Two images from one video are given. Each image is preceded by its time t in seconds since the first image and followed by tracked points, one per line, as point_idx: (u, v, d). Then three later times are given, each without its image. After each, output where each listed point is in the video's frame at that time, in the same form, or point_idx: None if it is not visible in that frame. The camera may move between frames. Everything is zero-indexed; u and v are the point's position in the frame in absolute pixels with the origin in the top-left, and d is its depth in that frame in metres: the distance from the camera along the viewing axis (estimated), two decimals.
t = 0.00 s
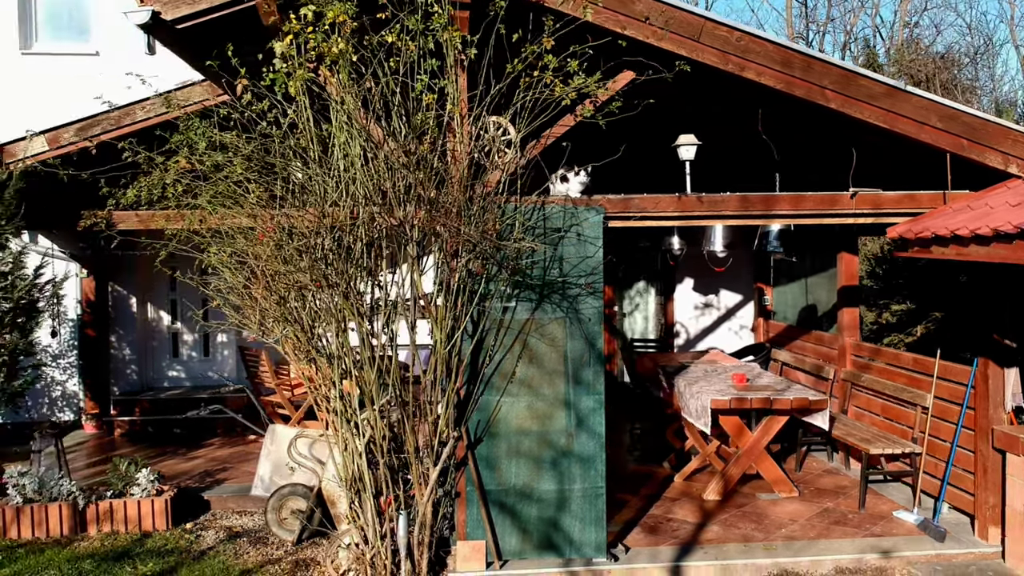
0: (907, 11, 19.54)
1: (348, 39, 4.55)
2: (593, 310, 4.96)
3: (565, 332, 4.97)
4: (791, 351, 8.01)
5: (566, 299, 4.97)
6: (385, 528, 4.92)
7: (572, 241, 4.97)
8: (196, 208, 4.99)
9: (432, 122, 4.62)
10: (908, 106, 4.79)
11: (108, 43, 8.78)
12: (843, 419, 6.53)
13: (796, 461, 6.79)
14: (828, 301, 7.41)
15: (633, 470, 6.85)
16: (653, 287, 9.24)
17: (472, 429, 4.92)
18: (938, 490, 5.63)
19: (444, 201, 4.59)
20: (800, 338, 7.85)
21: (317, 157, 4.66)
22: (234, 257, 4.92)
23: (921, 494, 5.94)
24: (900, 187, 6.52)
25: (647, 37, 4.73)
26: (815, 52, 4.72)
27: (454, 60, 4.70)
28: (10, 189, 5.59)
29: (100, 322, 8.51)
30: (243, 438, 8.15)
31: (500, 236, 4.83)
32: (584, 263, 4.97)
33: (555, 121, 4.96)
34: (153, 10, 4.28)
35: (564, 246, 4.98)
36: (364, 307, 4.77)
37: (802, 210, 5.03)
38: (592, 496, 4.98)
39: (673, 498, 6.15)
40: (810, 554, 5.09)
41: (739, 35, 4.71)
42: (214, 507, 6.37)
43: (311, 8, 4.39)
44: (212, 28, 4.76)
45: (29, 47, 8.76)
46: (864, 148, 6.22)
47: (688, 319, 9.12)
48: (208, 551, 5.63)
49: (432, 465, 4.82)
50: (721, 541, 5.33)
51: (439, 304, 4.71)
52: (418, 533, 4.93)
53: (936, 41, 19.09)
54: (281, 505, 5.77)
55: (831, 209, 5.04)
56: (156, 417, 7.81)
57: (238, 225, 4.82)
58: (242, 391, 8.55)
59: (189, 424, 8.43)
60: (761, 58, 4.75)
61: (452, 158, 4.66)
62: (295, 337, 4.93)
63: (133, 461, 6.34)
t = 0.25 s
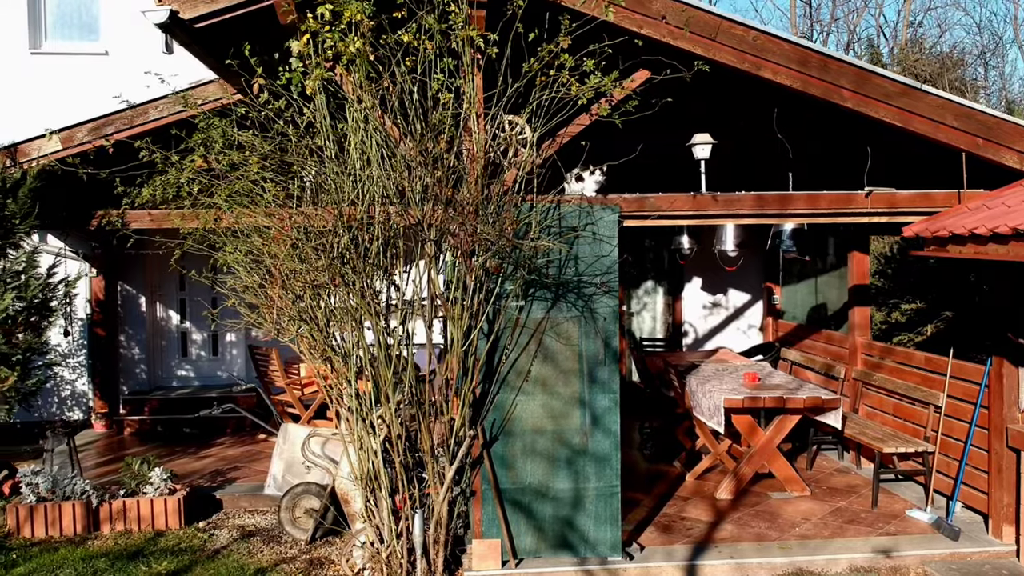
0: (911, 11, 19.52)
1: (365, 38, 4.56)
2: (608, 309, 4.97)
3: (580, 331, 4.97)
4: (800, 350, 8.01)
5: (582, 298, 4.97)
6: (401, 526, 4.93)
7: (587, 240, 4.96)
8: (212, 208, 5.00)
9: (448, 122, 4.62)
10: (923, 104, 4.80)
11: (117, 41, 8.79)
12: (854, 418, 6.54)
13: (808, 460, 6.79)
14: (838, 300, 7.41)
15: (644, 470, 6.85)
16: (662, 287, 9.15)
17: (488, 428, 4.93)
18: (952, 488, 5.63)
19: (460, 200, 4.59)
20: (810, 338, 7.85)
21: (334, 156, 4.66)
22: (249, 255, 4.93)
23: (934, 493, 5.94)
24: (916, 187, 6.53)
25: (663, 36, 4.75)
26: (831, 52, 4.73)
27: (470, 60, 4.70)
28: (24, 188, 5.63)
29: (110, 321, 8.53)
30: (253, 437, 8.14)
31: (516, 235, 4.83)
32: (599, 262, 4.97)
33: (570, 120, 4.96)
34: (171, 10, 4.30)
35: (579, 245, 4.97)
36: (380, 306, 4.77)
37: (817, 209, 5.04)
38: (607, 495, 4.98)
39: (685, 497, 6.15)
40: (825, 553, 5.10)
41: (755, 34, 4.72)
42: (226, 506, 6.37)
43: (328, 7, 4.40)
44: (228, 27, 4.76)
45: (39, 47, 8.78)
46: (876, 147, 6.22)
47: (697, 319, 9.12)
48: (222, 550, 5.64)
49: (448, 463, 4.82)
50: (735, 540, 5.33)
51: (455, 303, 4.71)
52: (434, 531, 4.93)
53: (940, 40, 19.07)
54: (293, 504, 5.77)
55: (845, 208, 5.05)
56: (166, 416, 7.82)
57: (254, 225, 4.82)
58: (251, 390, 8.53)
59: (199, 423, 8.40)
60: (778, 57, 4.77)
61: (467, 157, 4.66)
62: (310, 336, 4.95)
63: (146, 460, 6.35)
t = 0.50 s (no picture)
0: (915, 10, 19.51)
1: (383, 36, 4.56)
2: (625, 307, 4.96)
3: (597, 329, 4.97)
4: (811, 349, 8.02)
5: (598, 296, 4.96)
6: (418, 524, 4.94)
7: (604, 238, 4.96)
8: (230, 206, 5.01)
9: (466, 120, 4.62)
10: (941, 103, 4.83)
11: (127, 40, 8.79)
12: (867, 417, 6.54)
13: (820, 459, 6.79)
14: (849, 299, 7.42)
15: (656, 468, 6.86)
16: (670, 285, 9.19)
17: (505, 426, 4.93)
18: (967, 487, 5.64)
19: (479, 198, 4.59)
20: (821, 336, 7.85)
21: (352, 154, 4.66)
22: (266, 253, 4.94)
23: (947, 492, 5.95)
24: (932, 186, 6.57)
25: (681, 35, 4.77)
26: (849, 50, 4.77)
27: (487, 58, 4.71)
28: (40, 186, 5.64)
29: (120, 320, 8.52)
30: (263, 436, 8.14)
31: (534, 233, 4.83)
32: (616, 260, 4.96)
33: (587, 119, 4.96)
34: (191, 8, 4.29)
35: (596, 243, 4.96)
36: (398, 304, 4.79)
37: (834, 208, 5.05)
38: (624, 493, 4.99)
39: (699, 495, 6.16)
40: (841, 551, 5.10)
41: (773, 33, 4.75)
42: (239, 505, 6.37)
43: (346, 6, 4.41)
44: (245, 26, 4.77)
45: (49, 46, 8.79)
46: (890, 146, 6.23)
47: (706, 318, 9.12)
48: (237, 548, 5.64)
49: (466, 461, 4.82)
50: (750, 538, 5.34)
51: (472, 301, 4.71)
52: (451, 529, 4.94)
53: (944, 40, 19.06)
54: (308, 503, 5.77)
55: (862, 206, 5.06)
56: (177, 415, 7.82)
57: (272, 223, 4.83)
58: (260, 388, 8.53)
59: (209, 422, 8.40)
60: (796, 55, 4.81)
61: (484, 156, 4.66)
62: (327, 334, 4.95)
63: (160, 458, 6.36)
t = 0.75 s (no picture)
0: (918, 11, 19.53)
1: (400, 34, 4.57)
2: (639, 306, 4.96)
3: (612, 327, 4.97)
4: (820, 348, 8.02)
5: (613, 294, 4.96)
6: (433, 522, 4.94)
7: (618, 236, 4.95)
8: (246, 205, 5.02)
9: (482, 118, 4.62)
10: (956, 101, 4.88)
11: (137, 37, 8.79)
12: (878, 415, 6.55)
13: (831, 458, 6.79)
14: (859, 298, 7.42)
15: (667, 467, 6.86)
16: (678, 285, 9.31)
17: (520, 425, 4.93)
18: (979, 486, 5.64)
19: (494, 196, 4.59)
20: (830, 336, 7.85)
21: (367, 153, 4.66)
22: (281, 252, 4.95)
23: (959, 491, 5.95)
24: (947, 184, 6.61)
25: (697, 33, 4.90)
26: (865, 49, 4.85)
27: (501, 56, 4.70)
28: (53, 184, 5.65)
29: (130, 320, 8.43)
30: (273, 434, 8.14)
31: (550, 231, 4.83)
32: (631, 259, 4.95)
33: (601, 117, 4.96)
34: (211, 6, 4.33)
35: (611, 241, 4.96)
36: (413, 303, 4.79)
37: (848, 206, 5.05)
38: (638, 491, 4.99)
39: (711, 494, 6.16)
40: (855, 549, 5.10)
41: (789, 31, 4.86)
42: (251, 503, 6.37)
43: (362, 4, 4.41)
44: (262, 23, 4.77)
45: (58, 45, 8.77)
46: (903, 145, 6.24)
47: (713, 317, 9.12)
48: (250, 547, 5.64)
49: (481, 459, 4.83)
50: (764, 537, 5.34)
51: (488, 299, 4.71)
52: (466, 527, 4.94)
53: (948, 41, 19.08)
54: (321, 501, 5.77)
55: (876, 204, 5.07)
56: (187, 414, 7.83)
57: (288, 222, 4.84)
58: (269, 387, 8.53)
59: (218, 421, 8.38)
60: (812, 53, 4.89)
61: (499, 154, 4.65)
62: (342, 332, 4.95)
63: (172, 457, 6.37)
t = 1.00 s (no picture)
0: (923, 10, 19.52)
1: (418, 33, 4.57)
2: (656, 304, 4.96)
3: (628, 325, 4.97)
4: (831, 346, 8.03)
5: (630, 292, 4.96)
6: (450, 521, 4.94)
7: (635, 235, 4.95)
8: (264, 203, 5.04)
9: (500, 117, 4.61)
10: (974, 99, 4.93)
11: (148, 36, 8.80)
12: (890, 414, 6.55)
13: (843, 456, 6.80)
14: (870, 297, 7.43)
15: (679, 466, 6.86)
16: (687, 284, 9.27)
17: (537, 423, 4.93)
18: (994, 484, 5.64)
19: (512, 194, 4.58)
20: (841, 335, 7.85)
21: (384, 151, 4.66)
22: (299, 250, 4.96)
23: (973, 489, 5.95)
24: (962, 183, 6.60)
25: (715, 31, 4.94)
26: (882, 47, 4.89)
27: (518, 54, 4.70)
28: (68, 183, 5.66)
29: (140, 319, 8.42)
30: (283, 433, 8.14)
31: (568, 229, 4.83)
32: (648, 257, 4.94)
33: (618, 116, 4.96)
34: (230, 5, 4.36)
35: (628, 239, 4.96)
36: (430, 301, 4.78)
37: (864, 204, 5.06)
38: (655, 489, 4.99)
39: (725, 493, 6.16)
40: (872, 548, 5.10)
41: (807, 29, 4.89)
42: (264, 502, 6.38)
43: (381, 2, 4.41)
44: (280, 21, 4.77)
45: (68, 44, 8.77)
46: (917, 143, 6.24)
47: (723, 316, 9.11)
48: (265, 545, 5.64)
49: (498, 457, 4.83)
50: (780, 535, 5.34)
51: (506, 297, 4.71)
52: (483, 525, 4.95)
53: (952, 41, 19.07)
54: (335, 499, 5.79)
55: (893, 203, 5.08)
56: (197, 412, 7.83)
57: (305, 220, 4.85)
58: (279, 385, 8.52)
59: (229, 420, 8.39)
60: (830, 51, 4.92)
61: (516, 152, 4.64)
62: (358, 331, 4.95)
63: (185, 455, 6.37)
